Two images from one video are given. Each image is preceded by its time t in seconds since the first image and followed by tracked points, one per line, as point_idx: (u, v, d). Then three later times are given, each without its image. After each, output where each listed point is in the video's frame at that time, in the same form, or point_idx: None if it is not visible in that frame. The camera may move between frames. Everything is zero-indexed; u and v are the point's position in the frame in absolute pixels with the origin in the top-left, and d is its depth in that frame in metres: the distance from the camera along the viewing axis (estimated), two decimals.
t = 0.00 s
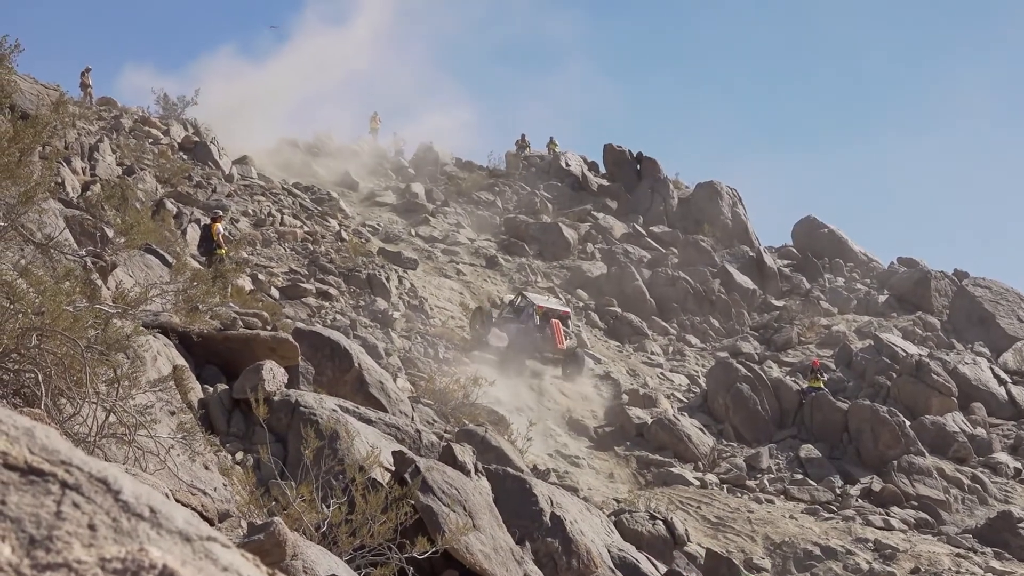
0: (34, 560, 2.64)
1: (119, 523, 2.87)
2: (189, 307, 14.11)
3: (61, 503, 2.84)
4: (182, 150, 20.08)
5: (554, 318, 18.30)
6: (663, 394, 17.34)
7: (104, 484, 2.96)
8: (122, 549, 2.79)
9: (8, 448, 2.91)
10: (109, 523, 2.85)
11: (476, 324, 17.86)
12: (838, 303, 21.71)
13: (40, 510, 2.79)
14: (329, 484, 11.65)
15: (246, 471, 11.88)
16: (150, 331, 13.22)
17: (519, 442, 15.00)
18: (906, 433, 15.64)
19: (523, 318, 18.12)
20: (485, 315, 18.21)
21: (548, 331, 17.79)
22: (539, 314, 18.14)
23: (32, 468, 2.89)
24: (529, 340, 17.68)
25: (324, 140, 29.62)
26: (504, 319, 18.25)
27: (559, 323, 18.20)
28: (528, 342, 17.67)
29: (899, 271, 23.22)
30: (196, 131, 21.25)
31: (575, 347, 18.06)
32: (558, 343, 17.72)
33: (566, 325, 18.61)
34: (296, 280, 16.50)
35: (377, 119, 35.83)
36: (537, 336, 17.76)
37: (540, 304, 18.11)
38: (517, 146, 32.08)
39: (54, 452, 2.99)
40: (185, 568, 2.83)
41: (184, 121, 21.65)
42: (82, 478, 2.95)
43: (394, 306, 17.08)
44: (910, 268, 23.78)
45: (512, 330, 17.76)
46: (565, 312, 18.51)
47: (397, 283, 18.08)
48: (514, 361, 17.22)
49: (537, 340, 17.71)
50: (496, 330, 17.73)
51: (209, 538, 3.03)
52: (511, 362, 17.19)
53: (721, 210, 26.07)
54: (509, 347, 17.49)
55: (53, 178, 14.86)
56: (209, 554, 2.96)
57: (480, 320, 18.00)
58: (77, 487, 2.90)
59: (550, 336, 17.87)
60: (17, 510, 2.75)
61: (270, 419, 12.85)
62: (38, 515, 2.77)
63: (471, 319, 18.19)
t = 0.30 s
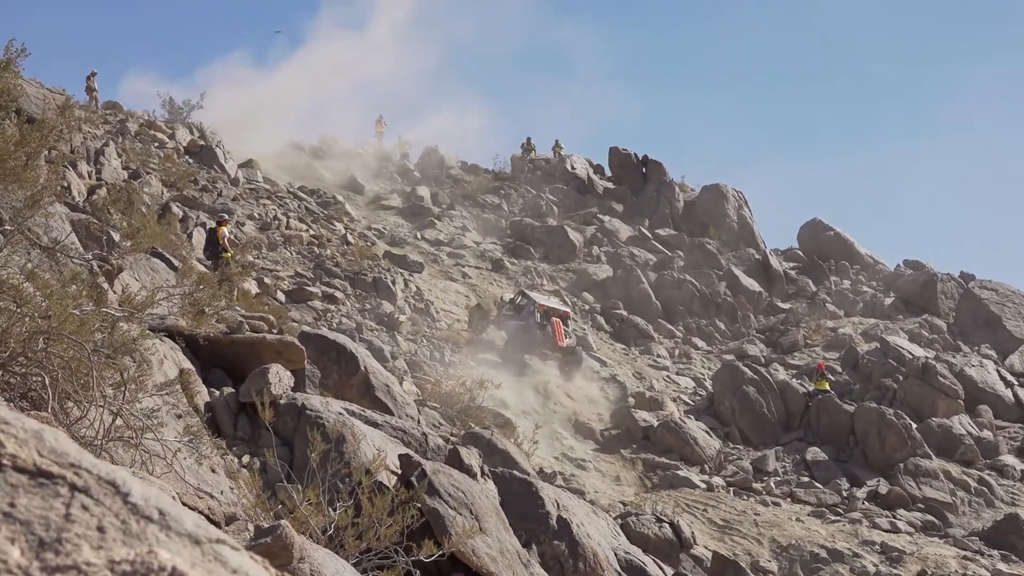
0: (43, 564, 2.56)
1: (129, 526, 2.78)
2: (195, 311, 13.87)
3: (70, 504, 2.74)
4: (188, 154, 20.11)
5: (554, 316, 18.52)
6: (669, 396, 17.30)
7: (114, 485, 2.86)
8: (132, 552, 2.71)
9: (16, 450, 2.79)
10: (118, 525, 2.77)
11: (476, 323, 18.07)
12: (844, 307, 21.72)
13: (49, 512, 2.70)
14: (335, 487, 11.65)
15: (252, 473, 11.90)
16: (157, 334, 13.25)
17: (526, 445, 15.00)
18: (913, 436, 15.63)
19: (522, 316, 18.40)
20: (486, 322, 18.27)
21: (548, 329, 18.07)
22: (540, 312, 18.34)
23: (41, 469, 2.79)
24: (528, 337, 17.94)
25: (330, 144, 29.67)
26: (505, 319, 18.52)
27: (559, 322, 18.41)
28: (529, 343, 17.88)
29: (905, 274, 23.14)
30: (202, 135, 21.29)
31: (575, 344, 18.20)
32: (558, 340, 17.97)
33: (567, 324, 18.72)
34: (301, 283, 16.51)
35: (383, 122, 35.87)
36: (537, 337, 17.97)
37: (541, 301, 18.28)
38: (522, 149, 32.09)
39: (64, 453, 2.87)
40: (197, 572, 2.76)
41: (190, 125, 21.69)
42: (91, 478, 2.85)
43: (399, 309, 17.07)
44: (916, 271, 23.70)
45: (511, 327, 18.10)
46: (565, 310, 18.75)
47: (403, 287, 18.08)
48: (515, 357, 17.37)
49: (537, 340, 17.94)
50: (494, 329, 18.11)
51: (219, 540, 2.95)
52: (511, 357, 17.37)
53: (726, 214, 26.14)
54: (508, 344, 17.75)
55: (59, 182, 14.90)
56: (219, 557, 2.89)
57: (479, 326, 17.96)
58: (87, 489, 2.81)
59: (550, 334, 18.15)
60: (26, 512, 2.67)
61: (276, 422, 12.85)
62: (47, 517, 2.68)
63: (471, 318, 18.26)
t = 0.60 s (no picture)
0: (62, 564, 2.75)
1: (147, 527, 2.99)
2: (210, 313, 13.57)
3: (88, 506, 2.95)
4: (202, 156, 20.15)
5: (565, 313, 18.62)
6: (682, 398, 17.31)
7: (131, 488, 3.07)
8: (150, 553, 2.90)
9: (36, 452, 3.03)
10: (136, 526, 2.96)
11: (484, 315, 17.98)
12: (858, 308, 21.69)
13: (67, 513, 2.91)
14: (349, 489, 11.66)
15: (266, 475, 11.93)
16: (171, 336, 13.33)
17: (539, 447, 15.01)
18: (927, 438, 15.60)
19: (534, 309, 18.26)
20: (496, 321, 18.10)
21: (560, 324, 18.05)
22: (551, 308, 18.39)
23: (59, 471, 3.01)
24: (538, 332, 17.82)
25: (343, 145, 29.75)
26: (515, 315, 18.36)
27: (569, 318, 18.53)
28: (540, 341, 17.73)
29: (919, 275, 23.11)
30: (215, 136, 21.34)
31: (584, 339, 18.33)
32: (570, 335, 18.03)
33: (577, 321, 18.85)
34: (315, 284, 16.54)
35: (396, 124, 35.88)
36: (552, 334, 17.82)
37: (554, 297, 18.32)
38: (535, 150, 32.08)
39: (81, 456, 3.10)
40: (214, 572, 2.95)
41: (204, 127, 21.74)
42: (109, 481, 3.07)
43: (413, 311, 17.08)
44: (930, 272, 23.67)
45: (521, 322, 18.00)
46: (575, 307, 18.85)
47: (416, 288, 18.10)
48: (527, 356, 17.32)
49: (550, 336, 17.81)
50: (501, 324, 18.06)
51: (238, 542, 3.14)
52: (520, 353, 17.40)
53: (739, 215, 26.03)
54: (516, 339, 17.73)
55: (74, 184, 14.94)
56: (238, 558, 3.07)
57: (489, 326, 17.86)
58: (104, 491, 3.02)
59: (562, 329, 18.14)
60: (44, 515, 2.88)
61: (290, 424, 12.88)
62: (65, 518, 2.89)
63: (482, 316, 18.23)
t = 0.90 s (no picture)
0: (77, 569, 2.67)
1: (163, 532, 2.89)
2: (220, 317, 13.61)
3: (102, 511, 2.87)
4: (212, 160, 20.16)
5: (567, 308, 18.46)
6: (693, 401, 17.28)
7: (145, 492, 2.98)
8: (164, 558, 2.81)
9: (50, 457, 2.96)
10: (150, 531, 2.87)
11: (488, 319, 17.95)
12: (869, 311, 21.66)
13: (81, 518, 2.82)
14: (360, 493, 11.67)
15: (278, 479, 11.93)
16: (182, 340, 13.36)
17: (550, 450, 14.99)
18: (938, 441, 15.57)
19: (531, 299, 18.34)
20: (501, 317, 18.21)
21: (561, 320, 17.97)
22: (553, 304, 18.24)
23: (73, 476, 2.94)
24: (540, 328, 17.79)
25: (353, 149, 29.78)
26: (517, 309, 18.30)
27: (572, 314, 18.38)
28: (542, 335, 17.75)
29: (930, 278, 23.09)
30: (226, 140, 21.36)
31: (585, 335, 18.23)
32: (571, 332, 17.91)
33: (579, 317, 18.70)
34: (326, 288, 16.54)
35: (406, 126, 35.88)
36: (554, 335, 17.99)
37: (557, 294, 18.16)
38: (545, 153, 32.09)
39: (94, 461, 3.01)
40: None
41: (214, 131, 21.77)
42: (123, 486, 2.98)
43: (424, 314, 17.08)
44: (941, 275, 23.65)
45: (525, 318, 17.93)
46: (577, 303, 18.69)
47: (427, 292, 18.11)
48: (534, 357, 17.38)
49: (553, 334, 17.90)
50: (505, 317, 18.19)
51: (251, 546, 3.05)
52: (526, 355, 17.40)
53: (750, 219, 26.05)
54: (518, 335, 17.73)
55: (85, 188, 14.95)
56: (252, 562, 2.98)
57: (495, 323, 18.01)
58: (118, 495, 2.93)
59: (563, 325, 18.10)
60: (58, 519, 2.80)
61: (301, 428, 12.89)
62: (79, 524, 2.81)
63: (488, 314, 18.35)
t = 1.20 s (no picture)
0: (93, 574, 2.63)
1: (177, 536, 2.84)
2: (233, 320, 13.61)
3: (118, 515, 2.81)
4: (224, 163, 20.20)
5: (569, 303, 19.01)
6: (705, 404, 17.26)
7: (160, 496, 2.92)
8: (180, 561, 2.77)
9: (66, 460, 2.86)
10: (166, 535, 2.82)
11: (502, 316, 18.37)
12: (881, 314, 21.65)
13: (97, 522, 2.76)
14: (372, 496, 11.68)
15: (290, 482, 11.94)
16: (194, 344, 13.32)
17: (562, 453, 15.00)
18: (951, 443, 15.55)
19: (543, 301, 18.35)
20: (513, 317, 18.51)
21: (562, 314, 18.49)
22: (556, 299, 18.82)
23: (89, 479, 2.85)
24: (543, 321, 18.33)
25: (364, 152, 29.86)
26: (526, 308, 18.74)
27: (574, 308, 18.93)
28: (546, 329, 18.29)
29: (942, 280, 23.05)
30: (237, 144, 21.41)
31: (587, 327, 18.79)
32: (571, 325, 18.45)
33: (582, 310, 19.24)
34: (338, 291, 16.56)
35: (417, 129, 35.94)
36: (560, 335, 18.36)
37: (559, 290, 18.64)
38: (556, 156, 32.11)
39: (110, 464, 2.93)
40: None
41: (226, 134, 21.82)
42: (139, 489, 2.91)
43: (436, 318, 17.11)
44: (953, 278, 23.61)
45: (530, 314, 18.42)
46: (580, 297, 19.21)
47: (439, 295, 18.13)
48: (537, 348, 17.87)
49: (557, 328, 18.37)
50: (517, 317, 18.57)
51: (267, 550, 2.99)
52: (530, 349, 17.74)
53: (762, 221, 25.97)
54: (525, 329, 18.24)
55: (97, 191, 14.98)
56: (267, 566, 2.93)
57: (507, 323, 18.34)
58: (134, 499, 2.87)
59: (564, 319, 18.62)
60: (73, 523, 2.73)
61: (314, 432, 12.91)
62: (95, 527, 2.75)
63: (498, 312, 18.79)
